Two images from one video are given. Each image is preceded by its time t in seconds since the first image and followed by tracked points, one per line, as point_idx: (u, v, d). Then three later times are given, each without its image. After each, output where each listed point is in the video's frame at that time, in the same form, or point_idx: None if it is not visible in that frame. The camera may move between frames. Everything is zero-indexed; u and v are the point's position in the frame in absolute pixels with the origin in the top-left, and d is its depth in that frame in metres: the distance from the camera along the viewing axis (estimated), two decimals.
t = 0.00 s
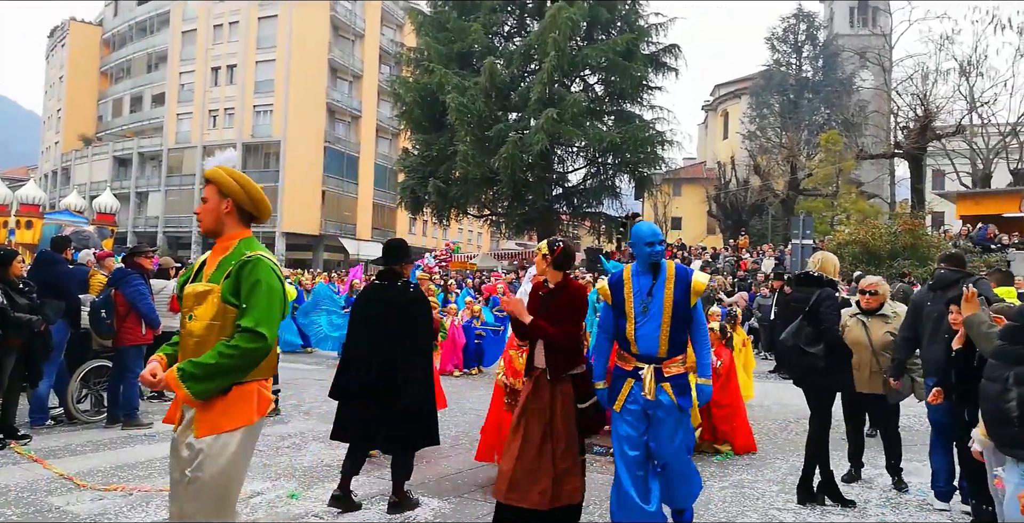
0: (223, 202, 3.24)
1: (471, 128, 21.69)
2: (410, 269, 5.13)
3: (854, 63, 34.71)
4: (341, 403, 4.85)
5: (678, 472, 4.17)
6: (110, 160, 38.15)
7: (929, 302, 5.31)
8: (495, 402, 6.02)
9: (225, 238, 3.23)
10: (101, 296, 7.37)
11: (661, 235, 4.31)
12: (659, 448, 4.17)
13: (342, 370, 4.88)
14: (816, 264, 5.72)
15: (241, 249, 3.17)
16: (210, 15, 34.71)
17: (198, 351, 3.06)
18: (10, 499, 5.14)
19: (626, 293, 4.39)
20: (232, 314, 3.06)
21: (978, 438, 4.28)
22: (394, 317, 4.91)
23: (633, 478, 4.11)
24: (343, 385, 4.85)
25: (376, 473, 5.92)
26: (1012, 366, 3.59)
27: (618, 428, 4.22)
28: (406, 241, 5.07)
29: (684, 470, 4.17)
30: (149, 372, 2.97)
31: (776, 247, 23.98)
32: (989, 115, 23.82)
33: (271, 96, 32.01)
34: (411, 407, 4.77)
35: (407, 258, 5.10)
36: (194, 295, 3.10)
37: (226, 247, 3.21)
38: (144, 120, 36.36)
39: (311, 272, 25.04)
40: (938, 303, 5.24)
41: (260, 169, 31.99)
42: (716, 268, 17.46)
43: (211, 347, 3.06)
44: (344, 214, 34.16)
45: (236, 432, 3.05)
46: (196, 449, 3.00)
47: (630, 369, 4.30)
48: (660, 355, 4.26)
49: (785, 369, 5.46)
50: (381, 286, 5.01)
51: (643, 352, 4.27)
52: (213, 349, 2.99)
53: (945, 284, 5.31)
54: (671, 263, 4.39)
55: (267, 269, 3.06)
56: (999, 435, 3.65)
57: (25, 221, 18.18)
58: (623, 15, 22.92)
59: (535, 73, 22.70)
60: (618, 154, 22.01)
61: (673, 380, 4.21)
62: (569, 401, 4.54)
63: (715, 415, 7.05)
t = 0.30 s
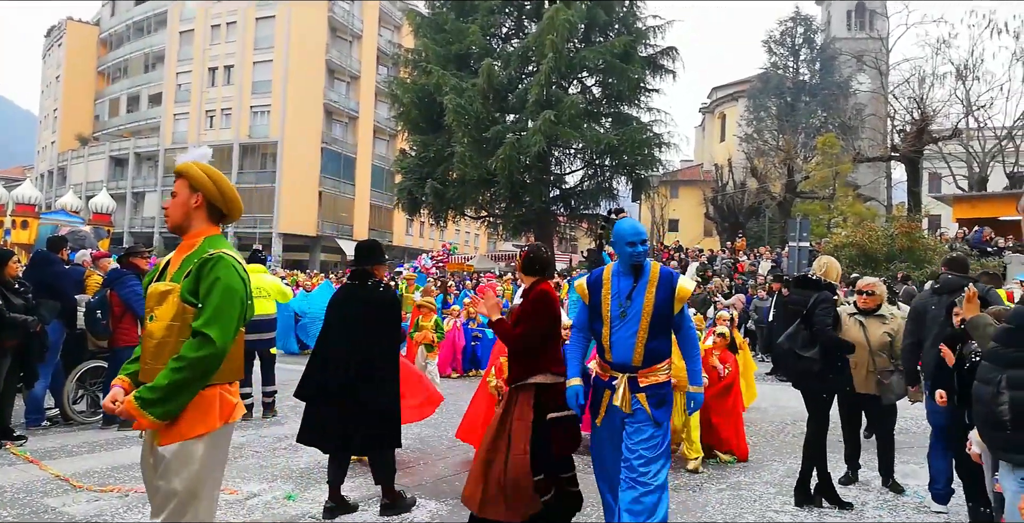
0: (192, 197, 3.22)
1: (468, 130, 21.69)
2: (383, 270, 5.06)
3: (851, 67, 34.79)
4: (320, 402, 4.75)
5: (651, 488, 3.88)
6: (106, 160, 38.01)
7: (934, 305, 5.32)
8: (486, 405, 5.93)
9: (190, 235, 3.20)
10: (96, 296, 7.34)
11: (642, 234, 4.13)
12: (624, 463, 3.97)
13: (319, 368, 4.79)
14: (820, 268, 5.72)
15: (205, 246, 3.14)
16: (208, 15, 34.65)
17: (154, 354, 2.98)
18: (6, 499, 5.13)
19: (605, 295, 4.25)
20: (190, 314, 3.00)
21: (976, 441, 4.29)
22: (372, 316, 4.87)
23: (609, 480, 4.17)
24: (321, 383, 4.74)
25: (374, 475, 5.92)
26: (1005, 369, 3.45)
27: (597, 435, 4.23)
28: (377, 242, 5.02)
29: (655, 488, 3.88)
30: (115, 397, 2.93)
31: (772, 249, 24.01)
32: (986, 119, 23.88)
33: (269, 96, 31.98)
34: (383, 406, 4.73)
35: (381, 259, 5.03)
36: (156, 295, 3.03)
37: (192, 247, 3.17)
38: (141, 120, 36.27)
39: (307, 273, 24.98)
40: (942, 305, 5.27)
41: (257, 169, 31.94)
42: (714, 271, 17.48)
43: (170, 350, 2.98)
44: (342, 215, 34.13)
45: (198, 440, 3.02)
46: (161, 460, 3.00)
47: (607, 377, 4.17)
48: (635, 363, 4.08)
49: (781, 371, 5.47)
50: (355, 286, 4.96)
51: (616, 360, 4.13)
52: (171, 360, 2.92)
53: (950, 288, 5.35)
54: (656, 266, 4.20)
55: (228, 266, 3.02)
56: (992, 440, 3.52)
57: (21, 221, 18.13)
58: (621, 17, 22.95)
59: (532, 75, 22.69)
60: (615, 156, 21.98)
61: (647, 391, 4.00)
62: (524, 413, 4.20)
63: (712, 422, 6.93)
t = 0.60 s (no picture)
0: (178, 197, 3.11)
1: (467, 131, 21.72)
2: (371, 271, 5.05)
3: (848, 66, 34.84)
4: (304, 403, 4.72)
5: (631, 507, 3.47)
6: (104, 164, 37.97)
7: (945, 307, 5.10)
8: (478, 403, 5.88)
9: (172, 236, 3.08)
10: (95, 299, 7.34)
11: (627, 224, 3.71)
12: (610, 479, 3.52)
13: (304, 368, 4.75)
14: (822, 267, 5.71)
15: (184, 249, 3.01)
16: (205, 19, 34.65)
17: (126, 362, 2.90)
18: (6, 505, 5.12)
19: (591, 293, 3.87)
20: (161, 321, 2.90)
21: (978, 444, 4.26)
22: (357, 316, 4.84)
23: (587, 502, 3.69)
24: (305, 383, 4.72)
25: (373, 477, 5.92)
26: (1003, 370, 3.43)
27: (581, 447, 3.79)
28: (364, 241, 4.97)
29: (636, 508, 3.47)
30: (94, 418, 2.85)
31: (771, 249, 24.04)
32: (983, 117, 23.90)
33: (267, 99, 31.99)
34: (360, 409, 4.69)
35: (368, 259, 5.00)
36: (130, 301, 2.94)
37: (171, 248, 3.05)
38: (139, 124, 36.26)
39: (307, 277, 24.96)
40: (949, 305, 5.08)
41: (255, 173, 31.92)
42: (712, 271, 17.50)
43: (142, 356, 2.89)
44: (340, 217, 34.13)
45: (166, 459, 2.86)
46: (132, 475, 2.86)
47: (587, 383, 3.76)
48: (619, 368, 3.65)
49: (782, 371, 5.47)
50: (341, 285, 4.92)
51: (598, 364, 3.72)
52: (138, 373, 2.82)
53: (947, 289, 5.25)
54: (646, 263, 3.78)
55: (200, 272, 2.85)
56: (991, 440, 3.49)
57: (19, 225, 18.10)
58: (619, 18, 22.96)
59: (530, 76, 22.67)
60: (613, 157, 21.96)
61: (631, 399, 3.57)
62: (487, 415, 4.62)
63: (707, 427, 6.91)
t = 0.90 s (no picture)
0: (157, 192, 3.09)
1: (461, 129, 21.71)
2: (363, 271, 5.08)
3: (842, 63, 34.90)
4: (290, 403, 4.68)
5: None
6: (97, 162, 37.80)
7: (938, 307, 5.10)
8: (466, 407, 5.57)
9: (150, 234, 3.06)
10: (88, 298, 7.32)
11: (588, 216, 3.27)
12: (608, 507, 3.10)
13: (289, 369, 4.73)
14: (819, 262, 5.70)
15: (161, 247, 2.98)
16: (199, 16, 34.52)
17: (101, 366, 2.86)
18: None
19: (558, 295, 3.40)
20: (138, 323, 2.87)
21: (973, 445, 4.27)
22: (347, 317, 4.82)
23: None
24: (288, 384, 4.69)
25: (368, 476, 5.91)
26: (995, 366, 3.41)
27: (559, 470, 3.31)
28: (355, 240, 5.01)
29: None
30: (71, 423, 2.83)
31: (765, 246, 24.09)
32: (977, 113, 23.97)
33: (261, 96, 31.91)
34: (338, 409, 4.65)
35: (359, 259, 5.03)
36: (106, 300, 2.90)
37: (149, 246, 3.02)
38: (132, 122, 36.10)
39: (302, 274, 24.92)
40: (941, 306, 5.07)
41: (250, 170, 31.83)
42: (707, 268, 17.51)
43: (118, 359, 2.85)
44: (335, 215, 34.07)
45: (149, 464, 2.83)
46: (110, 480, 2.82)
47: (560, 394, 3.29)
48: (595, 378, 3.18)
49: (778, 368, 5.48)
50: (331, 285, 4.91)
51: (572, 375, 3.24)
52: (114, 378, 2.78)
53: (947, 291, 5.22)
54: (614, 258, 3.32)
55: (179, 272, 2.83)
56: (985, 436, 3.47)
57: (13, 224, 18.01)
58: (613, 15, 22.94)
59: (524, 73, 22.65)
60: (608, 155, 21.96)
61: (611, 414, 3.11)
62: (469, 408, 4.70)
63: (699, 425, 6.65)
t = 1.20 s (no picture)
0: (131, 187, 3.01)
1: (462, 126, 21.69)
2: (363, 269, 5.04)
3: (843, 61, 34.89)
4: (288, 402, 4.69)
5: None
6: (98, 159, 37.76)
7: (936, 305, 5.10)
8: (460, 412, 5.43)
9: (125, 230, 2.98)
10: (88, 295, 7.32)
11: (550, 202, 3.10)
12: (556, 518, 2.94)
13: (282, 367, 4.74)
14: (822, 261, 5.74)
15: (136, 243, 2.90)
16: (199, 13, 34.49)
17: (78, 366, 2.79)
18: None
19: (514, 287, 3.24)
20: (117, 322, 2.79)
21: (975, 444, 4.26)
22: (343, 314, 4.80)
23: None
24: (282, 382, 4.71)
25: (367, 473, 5.91)
26: (996, 365, 3.40)
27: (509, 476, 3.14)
28: (355, 235, 4.96)
29: None
30: (50, 422, 2.76)
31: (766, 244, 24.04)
32: (978, 112, 23.95)
33: (261, 94, 31.91)
34: (326, 408, 4.60)
35: (359, 256, 4.99)
36: (81, 299, 2.82)
37: (125, 243, 2.94)
38: (132, 119, 36.06)
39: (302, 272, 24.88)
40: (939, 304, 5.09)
41: (250, 168, 31.83)
42: (707, 267, 17.49)
43: (95, 360, 2.79)
44: (335, 213, 34.05)
45: (133, 464, 2.79)
46: (93, 482, 2.77)
47: (514, 396, 3.12)
48: (551, 379, 3.02)
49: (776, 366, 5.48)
50: (327, 282, 4.88)
51: (525, 376, 3.09)
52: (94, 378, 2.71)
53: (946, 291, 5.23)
54: (578, 247, 3.15)
55: (156, 270, 2.76)
56: (986, 435, 3.47)
57: (13, 221, 17.99)
58: (614, 13, 22.89)
59: (525, 71, 22.62)
60: (609, 152, 21.95)
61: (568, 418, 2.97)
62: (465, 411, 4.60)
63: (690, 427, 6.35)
